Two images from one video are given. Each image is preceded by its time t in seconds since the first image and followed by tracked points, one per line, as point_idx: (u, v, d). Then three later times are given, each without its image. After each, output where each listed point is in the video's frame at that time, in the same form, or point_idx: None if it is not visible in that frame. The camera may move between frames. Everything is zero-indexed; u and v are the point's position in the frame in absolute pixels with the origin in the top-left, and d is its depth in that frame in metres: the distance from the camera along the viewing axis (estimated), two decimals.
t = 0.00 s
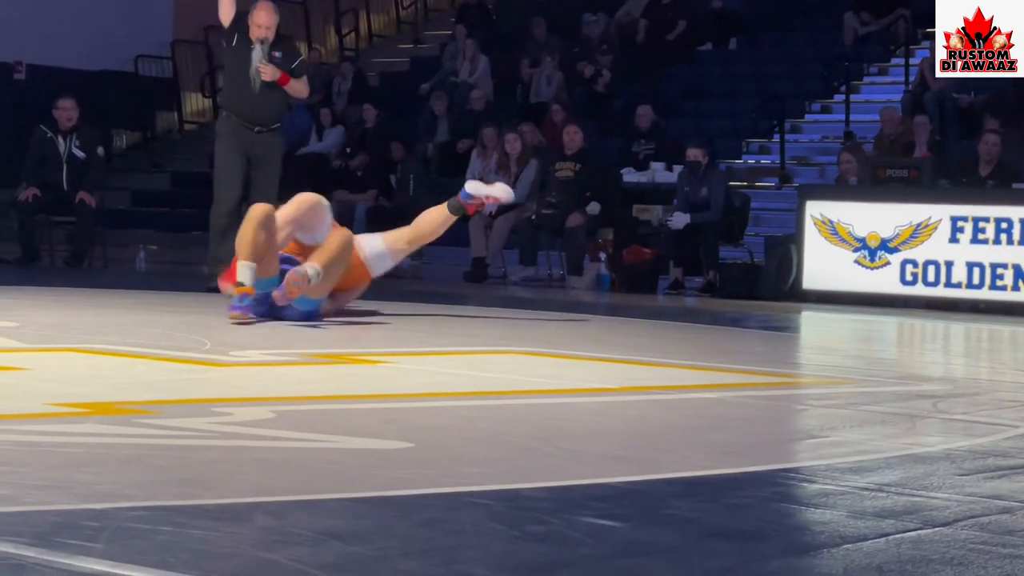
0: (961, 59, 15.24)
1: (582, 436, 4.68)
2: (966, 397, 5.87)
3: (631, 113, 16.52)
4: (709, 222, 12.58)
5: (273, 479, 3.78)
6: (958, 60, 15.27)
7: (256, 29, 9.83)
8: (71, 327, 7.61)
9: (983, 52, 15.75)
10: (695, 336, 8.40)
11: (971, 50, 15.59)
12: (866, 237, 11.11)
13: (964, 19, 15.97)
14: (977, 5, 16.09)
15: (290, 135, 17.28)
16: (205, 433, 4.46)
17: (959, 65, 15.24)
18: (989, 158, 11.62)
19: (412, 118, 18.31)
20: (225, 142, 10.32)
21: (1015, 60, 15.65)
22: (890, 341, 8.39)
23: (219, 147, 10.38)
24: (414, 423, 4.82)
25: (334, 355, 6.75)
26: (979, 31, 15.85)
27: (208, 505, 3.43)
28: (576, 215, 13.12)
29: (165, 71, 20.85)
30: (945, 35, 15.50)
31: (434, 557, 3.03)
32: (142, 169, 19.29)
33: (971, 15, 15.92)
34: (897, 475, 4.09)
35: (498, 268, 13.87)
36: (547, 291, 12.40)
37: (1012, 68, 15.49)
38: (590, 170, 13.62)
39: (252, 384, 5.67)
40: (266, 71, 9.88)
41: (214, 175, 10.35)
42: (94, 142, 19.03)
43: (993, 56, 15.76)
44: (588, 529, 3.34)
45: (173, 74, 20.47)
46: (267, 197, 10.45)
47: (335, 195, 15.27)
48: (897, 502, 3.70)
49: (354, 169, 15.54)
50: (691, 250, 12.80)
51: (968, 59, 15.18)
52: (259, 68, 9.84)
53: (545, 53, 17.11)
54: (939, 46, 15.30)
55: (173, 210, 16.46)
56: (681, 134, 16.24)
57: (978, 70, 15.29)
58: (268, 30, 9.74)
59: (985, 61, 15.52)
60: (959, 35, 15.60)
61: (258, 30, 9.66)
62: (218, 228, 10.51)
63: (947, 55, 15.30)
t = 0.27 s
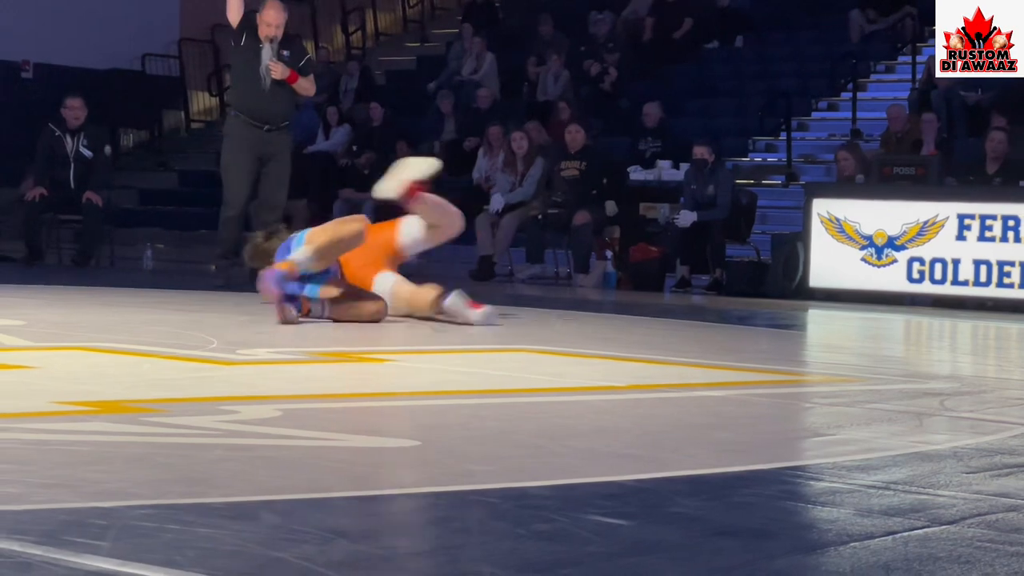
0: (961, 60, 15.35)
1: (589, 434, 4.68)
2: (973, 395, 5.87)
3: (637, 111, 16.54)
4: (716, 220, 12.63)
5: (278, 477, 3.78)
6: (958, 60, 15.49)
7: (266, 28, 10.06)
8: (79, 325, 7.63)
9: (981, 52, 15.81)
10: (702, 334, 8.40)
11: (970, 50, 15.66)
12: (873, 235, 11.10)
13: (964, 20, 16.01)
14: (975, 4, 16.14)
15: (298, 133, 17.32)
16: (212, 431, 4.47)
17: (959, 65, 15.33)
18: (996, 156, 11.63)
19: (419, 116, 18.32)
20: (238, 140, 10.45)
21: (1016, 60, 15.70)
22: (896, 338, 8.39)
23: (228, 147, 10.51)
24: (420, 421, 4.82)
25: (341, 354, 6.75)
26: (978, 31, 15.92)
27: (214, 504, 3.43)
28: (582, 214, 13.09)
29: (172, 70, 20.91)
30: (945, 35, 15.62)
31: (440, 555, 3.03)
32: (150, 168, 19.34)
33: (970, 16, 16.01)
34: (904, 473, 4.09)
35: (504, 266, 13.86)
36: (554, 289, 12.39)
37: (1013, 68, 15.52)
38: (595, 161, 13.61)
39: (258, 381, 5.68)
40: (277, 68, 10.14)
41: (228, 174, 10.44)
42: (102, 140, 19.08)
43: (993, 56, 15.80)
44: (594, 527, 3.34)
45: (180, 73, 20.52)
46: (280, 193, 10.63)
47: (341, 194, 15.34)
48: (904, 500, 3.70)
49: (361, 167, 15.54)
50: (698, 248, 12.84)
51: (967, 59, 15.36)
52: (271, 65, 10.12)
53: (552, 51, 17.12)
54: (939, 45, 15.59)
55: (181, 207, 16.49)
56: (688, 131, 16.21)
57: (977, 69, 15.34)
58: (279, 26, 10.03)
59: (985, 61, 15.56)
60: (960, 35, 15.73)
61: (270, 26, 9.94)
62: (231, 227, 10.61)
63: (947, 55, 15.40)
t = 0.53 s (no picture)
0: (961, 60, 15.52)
1: (598, 432, 4.68)
2: (983, 393, 5.87)
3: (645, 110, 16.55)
4: (725, 219, 12.59)
5: (288, 476, 3.78)
6: (957, 60, 15.59)
7: (269, 28, 10.33)
8: (88, 325, 7.63)
9: (981, 53, 16.01)
10: (711, 333, 8.39)
11: (970, 50, 15.73)
12: (882, 233, 11.08)
13: (965, 19, 16.04)
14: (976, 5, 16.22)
15: (306, 133, 17.35)
16: (221, 430, 4.47)
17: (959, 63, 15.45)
18: (1005, 154, 11.63)
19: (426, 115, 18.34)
20: (240, 141, 10.75)
21: (1016, 60, 15.86)
22: (905, 337, 8.37)
23: (231, 147, 10.79)
24: (429, 420, 4.82)
25: (350, 353, 6.75)
26: (978, 31, 16.07)
27: (223, 502, 3.43)
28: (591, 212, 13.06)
29: (180, 69, 20.97)
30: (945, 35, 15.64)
31: (449, 554, 3.04)
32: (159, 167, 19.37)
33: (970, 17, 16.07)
34: (913, 472, 4.08)
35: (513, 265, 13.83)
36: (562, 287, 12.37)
37: (1012, 68, 15.61)
38: (602, 159, 13.56)
39: (267, 381, 5.68)
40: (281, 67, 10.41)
41: (229, 174, 10.73)
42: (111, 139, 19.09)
43: (993, 56, 15.99)
44: (604, 526, 3.34)
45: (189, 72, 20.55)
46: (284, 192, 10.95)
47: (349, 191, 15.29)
48: (914, 498, 3.69)
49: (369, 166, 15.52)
50: (706, 247, 12.88)
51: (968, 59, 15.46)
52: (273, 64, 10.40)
53: (560, 49, 17.13)
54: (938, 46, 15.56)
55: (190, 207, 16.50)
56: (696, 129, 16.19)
57: (977, 69, 15.41)
58: (280, 25, 10.32)
59: (984, 61, 15.74)
60: (959, 35, 15.73)
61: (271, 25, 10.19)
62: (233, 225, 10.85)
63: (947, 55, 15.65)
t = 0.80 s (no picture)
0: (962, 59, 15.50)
1: (608, 431, 4.67)
2: (992, 391, 5.86)
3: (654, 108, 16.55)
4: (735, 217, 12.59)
5: (298, 475, 3.79)
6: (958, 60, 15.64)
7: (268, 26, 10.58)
8: (99, 325, 7.64)
9: (981, 52, 16.09)
10: (721, 331, 8.38)
11: (971, 50, 15.80)
12: (892, 232, 11.07)
13: (964, 19, 16.08)
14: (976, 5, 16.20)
15: (314, 132, 17.37)
16: (230, 429, 4.47)
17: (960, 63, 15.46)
18: (1013, 152, 11.67)
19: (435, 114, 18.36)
20: (239, 141, 10.95)
21: (1015, 60, 15.98)
22: (914, 335, 8.36)
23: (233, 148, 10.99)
24: (439, 419, 4.83)
25: (359, 352, 6.75)
26: (978, 32, 16.08)
27: (234, 502, 3.44)
28: (599, 211, 13.01)
29: (189, 69, 21.00)
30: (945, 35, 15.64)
31: (459, 553, 3.04)
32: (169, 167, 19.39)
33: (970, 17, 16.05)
34: (924, 470, 4.08)
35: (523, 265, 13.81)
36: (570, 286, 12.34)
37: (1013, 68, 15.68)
38: (611, 158, 13.45)
39: (277, 380, 5.68)
40: (280, 65, 10.63)
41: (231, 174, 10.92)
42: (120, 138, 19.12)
43: (993, 56, 16.10)
44: (613, 525, 3.34)
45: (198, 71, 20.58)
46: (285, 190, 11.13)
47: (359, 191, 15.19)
48: (923, 497, 3.69)
49: (377, 165, 15.51)
50: (716, 247, 12.85)
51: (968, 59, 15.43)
52: (273, 62, 10.63)
53: (570, 48, 17.13)
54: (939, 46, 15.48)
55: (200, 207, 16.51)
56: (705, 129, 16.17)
57: (977, 70, 15.43)
58: (279, 23, 10.57)
59: (985, 61, 15.87)
60: (959, 35, 15.79)
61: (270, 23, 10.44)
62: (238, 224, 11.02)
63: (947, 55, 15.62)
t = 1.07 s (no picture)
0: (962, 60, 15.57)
1: (614, 431, 4.67)
2: (1004, 391, 5.85)
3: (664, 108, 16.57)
4: (744, 217, 12.58)
5: (308, 476, 3.80)
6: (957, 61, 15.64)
7: (266, 28, 10.71)
8: (110, 325, 7.66)
9: (982, 52, 16.12)
10: (731, 331, 8.38)
11: (971, 50, 15.87)
12: (902, 231, 11.06)
13: (964, 19, 16.18)
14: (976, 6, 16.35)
15: (325, 133, 17.41)
16: (241, 429, 4.48)
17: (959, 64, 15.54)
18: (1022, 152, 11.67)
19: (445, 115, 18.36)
20: (240, 142, 10.97)
21: (1016, 61, 16.05)
22: (925, 335, 8.34)
23: (233, 149, 11.00)
24: (449, 420, 4.83)
25: (370, 353, 6.76)
26: (978, 31, 16.14)
27: (244, 502, 3.45)
28: (610, 211, 13.03)
29: (199, 69, 21.04)
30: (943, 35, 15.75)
31: (469, 553, 3.04)
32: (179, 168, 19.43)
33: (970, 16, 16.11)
34: (935, 471, 4.07)
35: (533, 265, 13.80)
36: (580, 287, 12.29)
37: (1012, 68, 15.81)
38: (622, 158, 13.48)
39: (287, 380, 5.70)
40: (279, 66, 10.70)
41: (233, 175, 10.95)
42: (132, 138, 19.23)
43: (994, 56, 16.15)
44: (623, 525, 3.34)
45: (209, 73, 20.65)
46: (286, 189, 11.13)
47: (369, 192, 15.34)
48: (933, 497, 3.68)
49: (389, 166, 15.52)
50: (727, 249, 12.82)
51: (968, 59, 15.52)
52: (272, 63, 10.71)
53: (580, 48, 17.12)
54: (937, 46, 15.69)
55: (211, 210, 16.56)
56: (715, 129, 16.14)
57: (977, 70, 15.43)
58: (277, 24, 10.67)
59: (986, 61, 15.87)
60: (960, 35, 15.90)
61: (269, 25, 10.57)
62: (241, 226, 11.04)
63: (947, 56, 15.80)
